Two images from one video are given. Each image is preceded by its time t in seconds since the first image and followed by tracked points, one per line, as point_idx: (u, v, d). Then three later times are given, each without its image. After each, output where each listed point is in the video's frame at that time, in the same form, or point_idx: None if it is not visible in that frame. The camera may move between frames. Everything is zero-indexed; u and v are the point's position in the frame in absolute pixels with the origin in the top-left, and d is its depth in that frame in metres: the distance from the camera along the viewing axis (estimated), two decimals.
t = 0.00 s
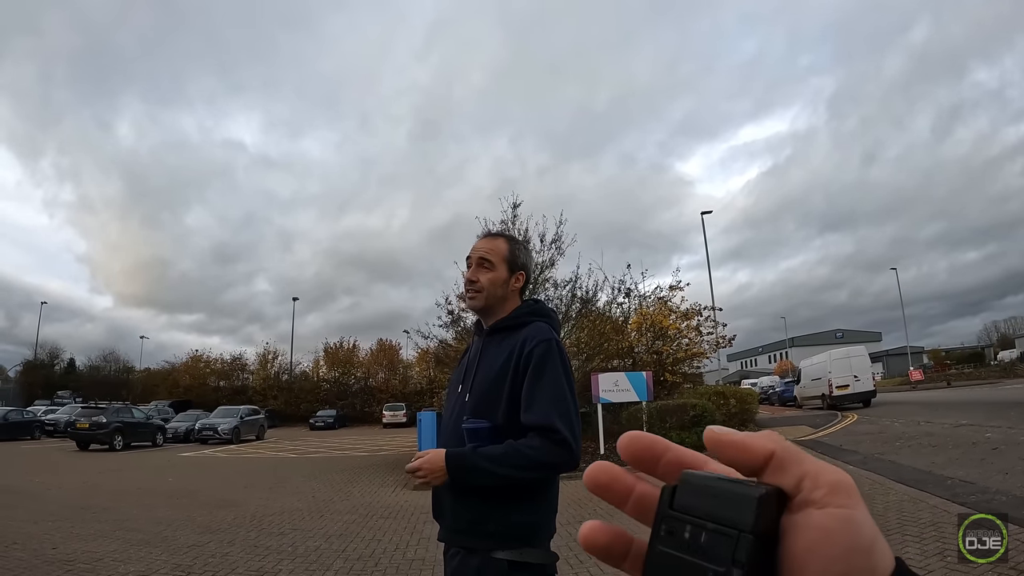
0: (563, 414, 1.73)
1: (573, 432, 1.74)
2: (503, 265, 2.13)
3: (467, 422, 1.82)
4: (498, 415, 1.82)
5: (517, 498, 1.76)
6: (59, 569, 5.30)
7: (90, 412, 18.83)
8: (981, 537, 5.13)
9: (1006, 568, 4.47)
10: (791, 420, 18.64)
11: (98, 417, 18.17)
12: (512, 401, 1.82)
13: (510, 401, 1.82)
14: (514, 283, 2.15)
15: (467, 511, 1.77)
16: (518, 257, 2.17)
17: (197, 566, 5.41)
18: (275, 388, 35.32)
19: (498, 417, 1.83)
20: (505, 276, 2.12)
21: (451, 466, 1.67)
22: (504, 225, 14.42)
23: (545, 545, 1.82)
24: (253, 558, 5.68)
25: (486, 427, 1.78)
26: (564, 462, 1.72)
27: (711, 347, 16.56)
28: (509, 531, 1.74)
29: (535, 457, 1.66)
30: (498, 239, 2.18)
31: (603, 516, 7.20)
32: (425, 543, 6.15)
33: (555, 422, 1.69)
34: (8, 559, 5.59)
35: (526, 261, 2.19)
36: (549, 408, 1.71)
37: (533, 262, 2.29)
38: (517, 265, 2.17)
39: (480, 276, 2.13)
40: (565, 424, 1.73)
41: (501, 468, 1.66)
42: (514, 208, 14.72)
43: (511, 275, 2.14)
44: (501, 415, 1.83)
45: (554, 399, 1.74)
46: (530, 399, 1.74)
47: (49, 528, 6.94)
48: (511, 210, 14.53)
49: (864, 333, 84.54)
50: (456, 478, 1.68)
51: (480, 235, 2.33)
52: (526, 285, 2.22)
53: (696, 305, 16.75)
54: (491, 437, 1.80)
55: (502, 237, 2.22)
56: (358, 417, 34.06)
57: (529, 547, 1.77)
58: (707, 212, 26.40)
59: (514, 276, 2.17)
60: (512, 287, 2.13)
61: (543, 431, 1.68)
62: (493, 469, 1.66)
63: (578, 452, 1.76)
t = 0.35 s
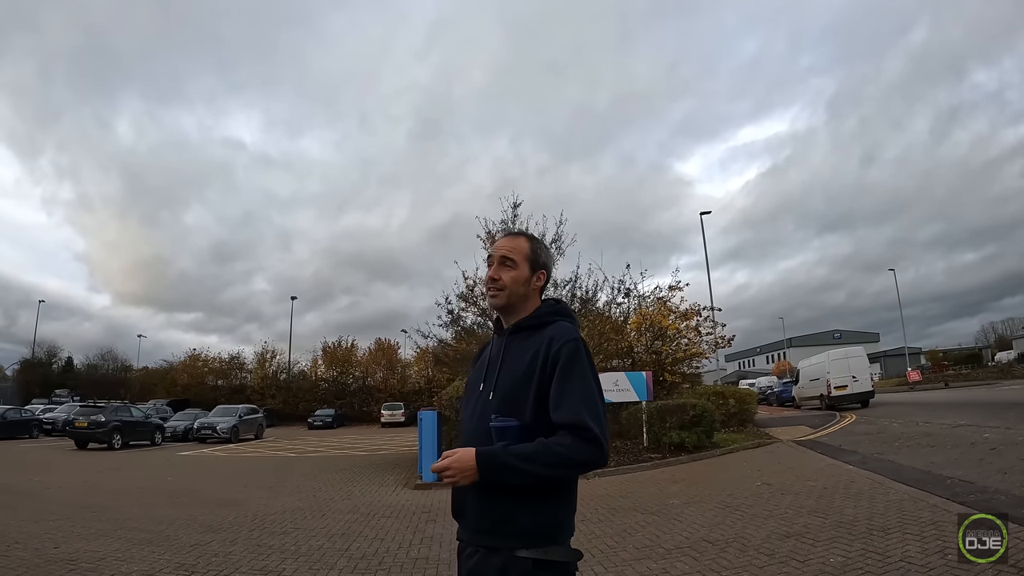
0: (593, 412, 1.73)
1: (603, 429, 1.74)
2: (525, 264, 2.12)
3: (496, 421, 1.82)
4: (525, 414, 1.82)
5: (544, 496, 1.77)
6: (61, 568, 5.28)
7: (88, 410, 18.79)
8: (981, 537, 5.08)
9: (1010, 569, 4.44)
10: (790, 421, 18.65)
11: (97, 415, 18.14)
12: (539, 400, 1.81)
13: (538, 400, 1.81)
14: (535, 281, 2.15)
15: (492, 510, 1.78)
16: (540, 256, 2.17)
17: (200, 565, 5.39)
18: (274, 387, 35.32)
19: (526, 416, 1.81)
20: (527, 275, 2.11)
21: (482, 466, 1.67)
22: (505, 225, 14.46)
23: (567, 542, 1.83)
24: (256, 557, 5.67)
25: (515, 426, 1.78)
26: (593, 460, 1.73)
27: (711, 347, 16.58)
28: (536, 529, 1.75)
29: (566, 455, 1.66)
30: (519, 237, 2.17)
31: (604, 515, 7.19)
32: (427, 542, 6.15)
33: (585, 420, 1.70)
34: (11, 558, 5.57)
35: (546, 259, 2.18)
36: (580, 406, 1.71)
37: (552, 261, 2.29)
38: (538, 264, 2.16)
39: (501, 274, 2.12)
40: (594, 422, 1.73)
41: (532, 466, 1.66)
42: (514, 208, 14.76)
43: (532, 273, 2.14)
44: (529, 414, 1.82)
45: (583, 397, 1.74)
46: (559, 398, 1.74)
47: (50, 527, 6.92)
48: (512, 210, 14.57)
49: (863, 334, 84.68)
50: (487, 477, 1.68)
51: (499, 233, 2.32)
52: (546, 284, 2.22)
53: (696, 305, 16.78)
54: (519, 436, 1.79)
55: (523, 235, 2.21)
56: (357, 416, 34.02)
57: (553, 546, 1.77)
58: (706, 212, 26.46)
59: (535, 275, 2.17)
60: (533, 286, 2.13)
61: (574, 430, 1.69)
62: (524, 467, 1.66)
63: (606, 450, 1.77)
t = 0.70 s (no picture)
0: (633, 405, 1.73)
1: (642, 422, 1.74)
2: (564, 259, 2.11)
3: (535, 413, 1.82)
4: (565, 407, 1.81)
5: (582, 488, 1.77)
6: (69, 562, 5.27)
7: (88, 403, 18.76)
8: (982, 537, 5.03)
9: (1011, 568, 4.40)
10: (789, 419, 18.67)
11: (97, 407, 18.12)
12: (578, 394, 1.81)
13: (577, 394, 1.81)
14: (574, 276, 2.13)
15: (531, 502, 1.79)
16: (579, 251, 2.14)
17: (210, 559, 5.38)
18: (272, 381, 35.32)
19: (565, 408, 1.81)
20: (566, 270, 2.10)
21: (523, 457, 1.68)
22: (508, 221, 14.46)
23: (604, 534, 1.84)
24: (264, 551, 5.65)
25: (554, 419, 1.78)
26: (631, 452, 1.72)
27: (711, 345, 16.59)
28: (573, 520, 1.76)
29: (606, 448, 1.66)
30: (557, 232, 2.15)
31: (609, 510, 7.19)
32: (434, 536, 6.14)
33: (624, 413, 1.69)
34: (17, 552, 5.55)
35: (585, 254, 2.16)
36: (619, 399, 1.71)
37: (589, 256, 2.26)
38: (577, 259, 2.14)
39: (540, 269, 2.11)
40: (633, 416, 1.73)
41: (572, 458, 1.67)
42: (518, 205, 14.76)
43: (571, 268, 2.12)
44: (569, 406, 1.82)
45: (622, 391, 1.73)
46: (599, 391, 1.74)
47: (55, 521, 6.90)
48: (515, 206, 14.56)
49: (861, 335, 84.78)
50: (528, 469, 1.68)
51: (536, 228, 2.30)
52: (584, 278, 2.19)
53: (697, 303, 16.79)
54: (559, 428, 1.79)
55: (561, 230, 2.19)
56: (355, 411, 34.01)
57: (591, 538, 1.78)
58: (707, 211, 26.49)
59: (574, 270, 2.15)
60: (572, 281, 2.11)
61: (613, 422, 1.69)
62: (564, 459, 1.67)
63: (645, 444, 1.76)
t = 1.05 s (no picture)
0: (656, 399, 1.74)
1: (664, 417, 1.74)
2: (573, 256, 2.09)
3: (559, 404, 1.84)
4: (590, 399, 1.83)
5: (604, 478, 1.79)
6: (74, 555, 5.25)
7: (88, 396, 18.75)
8: (982, 537, 4.99)
9: (1014, 568, 4.34)
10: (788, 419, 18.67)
11: (97, 401, 18.10)
12: (602, 387, 1.82)
13: (601, 387, 1.81)
14: (587, 271, 2.10)
15: (554, 490, 1.82)
16: (588, 244, 2.11)
17: (216, 552, 5.38)
18: (271, 376, 35.29)
19: (589, 401, 1.82)
20: (576, 267, 2.08)
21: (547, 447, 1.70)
22: (510, 218, 14.44)
23: (625, 523, 1.86)
24: (268, 545, 5.64)
25: (578, 411, 1.80)
26: (653, 446, 1.73)
27: (711, 344, 16.60)
28: (595, 509, 1.78)
29: (628, 439, 1.68)
30: (565, 230, 2.14)
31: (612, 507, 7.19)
32: (438, 531, 6.14)
33: (647, 407, 1.70)
34: (21, 544, 5.54)
35: (596, 247, 2.12)
36: (642, 393, 1.72)
37: (607, 247, 2.21)
38: (587, 253, 2.11)
39: (552, 270, 2.12)
40: (656, 409, 1.74)
41: (594, 449, 1.69)
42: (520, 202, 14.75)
43: (582, 263, 2.09)
44: (593, 399, 1.83)
45: (646, 385, 1.74)
46: (623, 385, 1.75)
47: (58, 513, 6.89)
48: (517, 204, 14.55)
49: (860, 336, 84.85)
50: (552, 459, 1.71)
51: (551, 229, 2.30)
52: (603, 271, 2.15)
53: (697, 302, 16.80)
54: (582, 420, 1.81)
55: (571, 227, 2.17)
56: (353, 407, 33.98)
57: (612, 526, 1.80)
58: (707, 210, 26.50)
59: (587, 264, 2.12)
60: (585, 276, 2.09)
61: (635, 415, 1.70)
62: (586, 449, 1.69)
63: (667, 437, 1.77)
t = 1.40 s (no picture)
0: (661, 395, 1.73)
1: (670, 412, 1.73)
2: (581, 255, 2.10)
3: (571, 401, 1.85)
4: (600, 397, 1.83)
5: (614, 471, 1.79)
6: (74, 553, 5.21)
7: (81, 394, 18.61)
8: (982, 537, 5.00)
9: (1011, 567, 4.36)
10: (782, 421, 18.72)
11: (90, 399, 17.98)
12: (611, 384, 1.82)
13: (611, 383, 1.82)
14: (595, 269, 2.08)
15: (566, 483, 1.83)
16: (596, 243, 2.10)
17: (217, 550, 5.35)
18: (264, 375, 35.14)
19: (599, 397, 1.83)
20: (583, 266, 2.09)
21: (556, 442, 1.73)
22: (507, 220, 14.46)
23: (638, 515, 1.85)
24: (268, 543, 5.62)
25: (587, 407, 1.81)
26: (658, 442, 1.73)
27: (705, 346, 16.64)
28: (606, 501, 1.79)
29: (634, 435, 1.68)
30: (573, 233, 2.16)
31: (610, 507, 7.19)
32: (438, 529, 6.12)
33: (653, 404, 1.70)
34: (20, 542, 5.49)
35: (604, 246, 2.10)
36: (648, 389, 1.72)
37: (621, 245, 2.18)
38: (594, 252, 2.10)
39: (563, 272, 2.14)
40: (662, 405, 1.73)
41: (600, 444, 1.70)
42: (517, 203, 14.77)
43: (589, 263, 2.09)
44: (603, 395, 1.83)
45: (653, 381, 1.74)
46: (629, 381, 1.75)
47: (56, 511, 6.84)
48: (514, 205, 14.57)
49: (852, 340, 85.35)
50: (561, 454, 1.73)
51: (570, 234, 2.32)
52: (614, 269, 2.12)
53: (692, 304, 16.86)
54: (592, 416, 1.81)
55: (581, 230, 2.18)
56: (347, 406, 33.86)
57: (623, 518, 1.80)
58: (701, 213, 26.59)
59: (596, 263, 2.10)
60: (594, 275, 2.08)
61: (640, 411, 1.70)
62: (594, 445, 1.70)
63: (674, 433, 1.76)
